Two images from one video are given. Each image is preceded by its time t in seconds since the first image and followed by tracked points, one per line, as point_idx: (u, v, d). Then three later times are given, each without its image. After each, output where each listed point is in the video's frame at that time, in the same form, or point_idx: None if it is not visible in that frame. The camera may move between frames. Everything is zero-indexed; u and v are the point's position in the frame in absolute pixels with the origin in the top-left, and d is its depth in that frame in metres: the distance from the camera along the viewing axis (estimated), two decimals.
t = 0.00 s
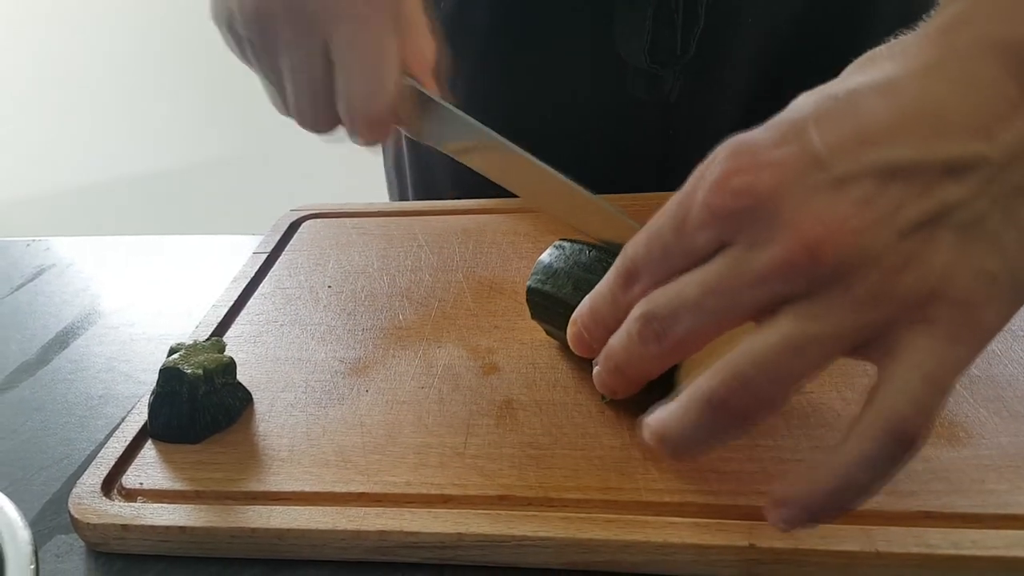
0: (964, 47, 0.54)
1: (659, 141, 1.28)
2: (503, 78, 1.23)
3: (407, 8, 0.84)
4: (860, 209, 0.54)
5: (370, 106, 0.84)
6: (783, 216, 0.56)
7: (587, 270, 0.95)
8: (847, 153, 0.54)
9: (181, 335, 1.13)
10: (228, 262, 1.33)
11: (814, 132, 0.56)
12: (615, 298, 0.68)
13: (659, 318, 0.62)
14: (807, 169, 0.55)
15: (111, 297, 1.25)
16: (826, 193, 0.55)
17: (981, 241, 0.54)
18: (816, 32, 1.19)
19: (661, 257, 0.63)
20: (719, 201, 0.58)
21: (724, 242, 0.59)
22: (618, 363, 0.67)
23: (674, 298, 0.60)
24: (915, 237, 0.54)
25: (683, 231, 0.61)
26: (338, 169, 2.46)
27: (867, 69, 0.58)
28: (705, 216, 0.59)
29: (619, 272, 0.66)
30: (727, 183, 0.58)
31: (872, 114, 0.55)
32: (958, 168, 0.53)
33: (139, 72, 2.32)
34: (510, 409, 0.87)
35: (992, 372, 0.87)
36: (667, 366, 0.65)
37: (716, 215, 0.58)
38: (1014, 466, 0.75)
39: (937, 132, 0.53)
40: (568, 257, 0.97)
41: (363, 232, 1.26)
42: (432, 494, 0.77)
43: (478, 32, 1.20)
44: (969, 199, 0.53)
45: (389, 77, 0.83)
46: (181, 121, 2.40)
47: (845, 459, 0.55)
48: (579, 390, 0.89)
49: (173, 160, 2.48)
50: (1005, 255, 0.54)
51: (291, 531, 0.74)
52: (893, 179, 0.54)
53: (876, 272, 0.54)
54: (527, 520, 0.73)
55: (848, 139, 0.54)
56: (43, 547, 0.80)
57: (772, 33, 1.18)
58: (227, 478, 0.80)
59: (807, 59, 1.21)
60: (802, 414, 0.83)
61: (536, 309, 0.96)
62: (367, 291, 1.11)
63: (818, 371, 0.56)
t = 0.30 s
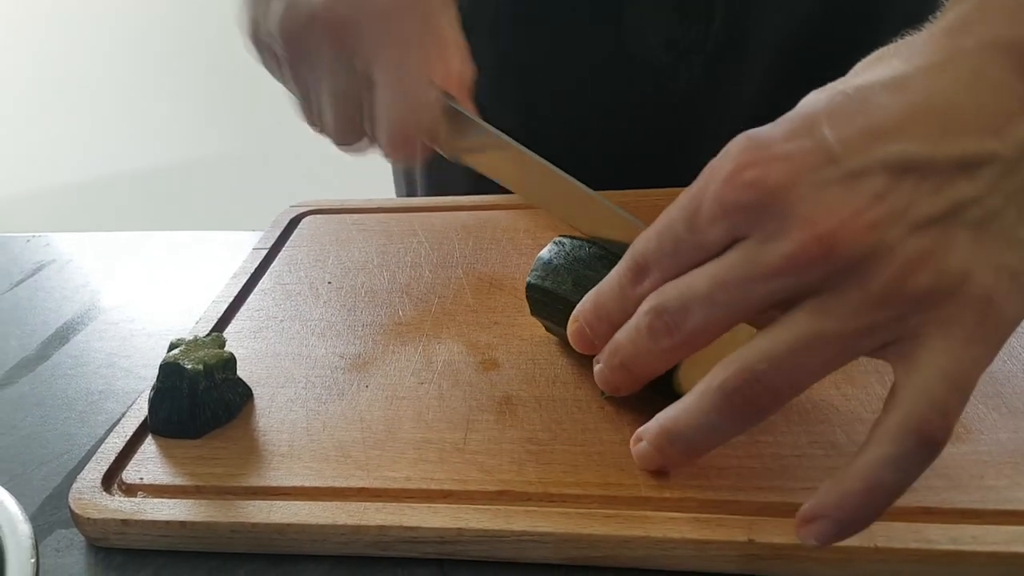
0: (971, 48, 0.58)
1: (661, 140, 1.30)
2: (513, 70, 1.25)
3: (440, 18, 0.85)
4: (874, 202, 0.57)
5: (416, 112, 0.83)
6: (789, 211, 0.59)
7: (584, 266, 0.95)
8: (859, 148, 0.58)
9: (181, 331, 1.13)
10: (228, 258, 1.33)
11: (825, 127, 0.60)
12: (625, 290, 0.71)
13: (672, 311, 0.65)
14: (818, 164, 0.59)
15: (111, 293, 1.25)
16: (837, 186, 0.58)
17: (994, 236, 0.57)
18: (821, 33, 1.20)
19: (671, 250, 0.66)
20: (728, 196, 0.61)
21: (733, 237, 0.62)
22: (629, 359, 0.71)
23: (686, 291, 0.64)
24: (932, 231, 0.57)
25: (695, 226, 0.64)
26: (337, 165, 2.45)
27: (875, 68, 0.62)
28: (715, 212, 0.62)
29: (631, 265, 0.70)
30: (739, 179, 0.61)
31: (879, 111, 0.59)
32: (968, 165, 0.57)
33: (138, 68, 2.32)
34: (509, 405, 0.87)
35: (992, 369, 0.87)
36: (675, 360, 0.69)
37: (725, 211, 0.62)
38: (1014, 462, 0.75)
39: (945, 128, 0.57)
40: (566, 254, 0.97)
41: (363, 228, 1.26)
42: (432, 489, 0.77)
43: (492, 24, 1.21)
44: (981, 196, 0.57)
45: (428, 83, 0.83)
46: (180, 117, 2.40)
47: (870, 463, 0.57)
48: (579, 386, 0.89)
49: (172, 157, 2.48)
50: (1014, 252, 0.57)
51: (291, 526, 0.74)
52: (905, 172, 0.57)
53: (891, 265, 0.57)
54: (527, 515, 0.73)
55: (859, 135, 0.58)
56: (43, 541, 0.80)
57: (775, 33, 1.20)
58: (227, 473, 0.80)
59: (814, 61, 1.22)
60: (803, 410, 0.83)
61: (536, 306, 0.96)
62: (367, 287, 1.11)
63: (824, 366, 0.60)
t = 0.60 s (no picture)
0: (979, 47, 0.61)
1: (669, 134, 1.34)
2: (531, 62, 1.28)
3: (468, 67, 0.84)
4: (887, 200, 0.60)
5: (467, 149, 0.79)
6: (802, 211, 0.62)
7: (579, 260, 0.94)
8: (870, 148, 0.61)
9: (182, 326, 1.13)
10: (228, 254, 1.33)
11: (839, 126, 0.63)
12: (634, 285, 0.74)
13: (682, 309, 0.68)
14: (829, 162, 0.61)
15: (111, 288, 1.25)
16: (850, 184, 0.61)
17: (1006, 232, 0.59)
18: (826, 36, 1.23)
19: (682, 246, 0.69)
20: (741, 194, 0.64)
21: (745, 236, 0.65)
22: (635, 358, 0.74)
23: (698, 289, 0.67)
24: (946, 229, 0.59)
25: (707, 225, 0.67)
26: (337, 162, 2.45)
27: (885, 65, 0.66)
28: (727, 211, 0.65)
29: (640, 261, 0.73)
30: (753, 178, 0.63)
31: (891, 110, 0.62)
32: (979, 162, 0.60)
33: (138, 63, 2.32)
34: (510, 401, 0.87)
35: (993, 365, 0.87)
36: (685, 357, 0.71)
37: (738, 210, 0.64)
38: (1014, 458, 0.75)
39: (957, 125, 0.60)
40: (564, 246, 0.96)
41: (364, 223, 1.26)
42: (432, 484, 0.77)
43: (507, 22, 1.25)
44: (992, 193, 0.59)
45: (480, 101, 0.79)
46: (180, 114, 2.39)
47: (887, 465, 0.59)
48: (580, 382, 0.89)
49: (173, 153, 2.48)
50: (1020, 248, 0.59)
51: (292, 521, 0.74)
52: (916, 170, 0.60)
53: (904, 264, 0.59)
54: (527, 510, 0.73)
55: (871, 134, 0.61)
56: (43, 536, 0.80)
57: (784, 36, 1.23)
58: (228, 468, 0.80)
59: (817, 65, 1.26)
60: (804, 406, 0.83)
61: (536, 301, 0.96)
62: (368, 282, 1.11)
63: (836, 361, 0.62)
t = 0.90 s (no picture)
0: (976, 44, 0.61)
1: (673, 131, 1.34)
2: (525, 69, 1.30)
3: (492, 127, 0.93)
4: (884, 197, 0.60)
5: (487, 221, 0.93)
6: (800, 207, 0.62)
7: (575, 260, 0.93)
8: (868, 144, 0.61)
9: (182, 323, 1.13)
10: (227, 251, 1.33)
11: (835, 123, 0.62)
12: (632, 284, 0.74)
13: (682, 310, 0.68)
14: (828, 158, 0.61)
15: (111, 285, 1.25)
16: (848, 180, 0.61)
17: (1006, 228, 0.59)
18: (832, 34, 1.24)
19: (679, 246, 0.70)
20: (737, 192, 0.64)
21: (743, 233, 0.65)
22: (636, 360, 0.74)
23: (698, 288, 0.67)
24: (945, 224, 0.59)
25: (705, 224, 0.67)
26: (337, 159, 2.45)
27: (884, 64, 0.66)
28: (724, 209, 0.65)
29: (639, 261, 0.73)
30: (750, 176, 0.63)
31: (888, 106, 0.62)
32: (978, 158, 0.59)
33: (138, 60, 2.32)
34: (509, 399, 0.87)
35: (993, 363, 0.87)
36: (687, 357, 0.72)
37: (735, 208, 0.64)
38: (1014, 456, 0.75)
39: (954, 120, 0.60)
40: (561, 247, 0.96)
41: (364, 220, 1.26)
42: (431, 482, 0.77)
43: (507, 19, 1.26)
44: (991, 189, 0.59)
45: (502, 190, 0.92)
46: (180, 111, 2.39)
47: (884, 458, 0.60)
48: (580, 380, 0.89)
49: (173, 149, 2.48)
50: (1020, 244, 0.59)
51: (291, 519, 0.74)
52: (914, 166, 0.60)
53: (902, 260, 0.59)
54: (527, 508, 0.73)
55: (869, 131, 0.61)
56: (43, 534, 0.80)
57: (792, 33, 1.24)
58: (228, 465, 0.80)
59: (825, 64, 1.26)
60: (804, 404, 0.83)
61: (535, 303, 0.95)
62: (367, 280, 1.11)
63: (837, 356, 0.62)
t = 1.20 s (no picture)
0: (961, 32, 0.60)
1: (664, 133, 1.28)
2: (509, 67, 1.23)
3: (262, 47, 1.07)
4: (862, 189, 0.60)
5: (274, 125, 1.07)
6: (779, 206, 0.61)
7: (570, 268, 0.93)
8: (849, 138, 0.60)
9: (183, 325, 1.13)
10: (228, 253, 1.33)
11: (812, 116, 0.62)
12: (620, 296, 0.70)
13: (666, 325, 0.66)
14: (806, 154, 0.61)
15: (112, 288, 1.25)
16: (826, 177, 0.60)
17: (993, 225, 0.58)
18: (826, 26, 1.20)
19: (661, 253, 0.67)
20: (716, 194, 0.63)
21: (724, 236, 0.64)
22: (622, 382, 0.71)
23: (682, 300, 0.65)
24: (924, 220, 0.58)
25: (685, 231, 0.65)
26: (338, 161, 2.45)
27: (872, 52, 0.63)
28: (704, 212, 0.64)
29: (618, 268, 0.69)
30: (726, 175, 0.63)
31: (867, 99, 0.61)
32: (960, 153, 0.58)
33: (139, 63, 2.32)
34: (510, 400, 0.87)
35: (993, 364, 0.87)
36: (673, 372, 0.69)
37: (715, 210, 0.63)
38: (1014, 457, 0.75)
39: (940, 114, 0.59)
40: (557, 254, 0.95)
41: (364, 222, 1.26)
42: (432, 484, 0.77)
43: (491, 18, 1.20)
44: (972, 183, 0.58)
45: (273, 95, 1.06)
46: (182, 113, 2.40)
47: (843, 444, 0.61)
48: (580, 381, 0.89)
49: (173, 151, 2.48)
50: (1012, 237, 0.57)
51: (292, 520, 0.74)
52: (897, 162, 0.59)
53: (880, 255, 0.59)
54: (527, 509, 0.73)
55: (846, 124, 0.61)
56: (44, 536, 0.81)
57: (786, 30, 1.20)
58: (229, 467, 0.81)
59: (827, 60, 1.22)
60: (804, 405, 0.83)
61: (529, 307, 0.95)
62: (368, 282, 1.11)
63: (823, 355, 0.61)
